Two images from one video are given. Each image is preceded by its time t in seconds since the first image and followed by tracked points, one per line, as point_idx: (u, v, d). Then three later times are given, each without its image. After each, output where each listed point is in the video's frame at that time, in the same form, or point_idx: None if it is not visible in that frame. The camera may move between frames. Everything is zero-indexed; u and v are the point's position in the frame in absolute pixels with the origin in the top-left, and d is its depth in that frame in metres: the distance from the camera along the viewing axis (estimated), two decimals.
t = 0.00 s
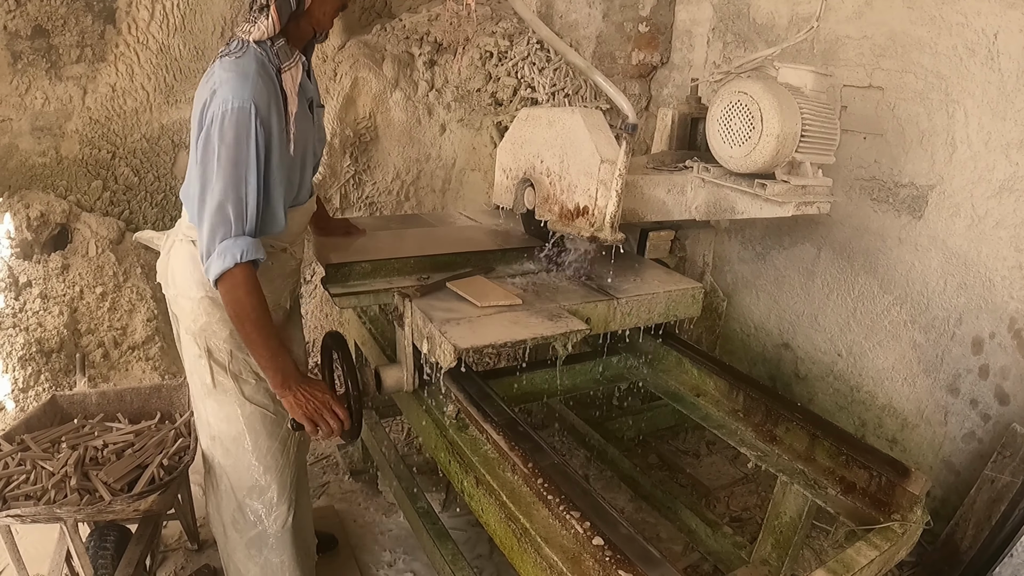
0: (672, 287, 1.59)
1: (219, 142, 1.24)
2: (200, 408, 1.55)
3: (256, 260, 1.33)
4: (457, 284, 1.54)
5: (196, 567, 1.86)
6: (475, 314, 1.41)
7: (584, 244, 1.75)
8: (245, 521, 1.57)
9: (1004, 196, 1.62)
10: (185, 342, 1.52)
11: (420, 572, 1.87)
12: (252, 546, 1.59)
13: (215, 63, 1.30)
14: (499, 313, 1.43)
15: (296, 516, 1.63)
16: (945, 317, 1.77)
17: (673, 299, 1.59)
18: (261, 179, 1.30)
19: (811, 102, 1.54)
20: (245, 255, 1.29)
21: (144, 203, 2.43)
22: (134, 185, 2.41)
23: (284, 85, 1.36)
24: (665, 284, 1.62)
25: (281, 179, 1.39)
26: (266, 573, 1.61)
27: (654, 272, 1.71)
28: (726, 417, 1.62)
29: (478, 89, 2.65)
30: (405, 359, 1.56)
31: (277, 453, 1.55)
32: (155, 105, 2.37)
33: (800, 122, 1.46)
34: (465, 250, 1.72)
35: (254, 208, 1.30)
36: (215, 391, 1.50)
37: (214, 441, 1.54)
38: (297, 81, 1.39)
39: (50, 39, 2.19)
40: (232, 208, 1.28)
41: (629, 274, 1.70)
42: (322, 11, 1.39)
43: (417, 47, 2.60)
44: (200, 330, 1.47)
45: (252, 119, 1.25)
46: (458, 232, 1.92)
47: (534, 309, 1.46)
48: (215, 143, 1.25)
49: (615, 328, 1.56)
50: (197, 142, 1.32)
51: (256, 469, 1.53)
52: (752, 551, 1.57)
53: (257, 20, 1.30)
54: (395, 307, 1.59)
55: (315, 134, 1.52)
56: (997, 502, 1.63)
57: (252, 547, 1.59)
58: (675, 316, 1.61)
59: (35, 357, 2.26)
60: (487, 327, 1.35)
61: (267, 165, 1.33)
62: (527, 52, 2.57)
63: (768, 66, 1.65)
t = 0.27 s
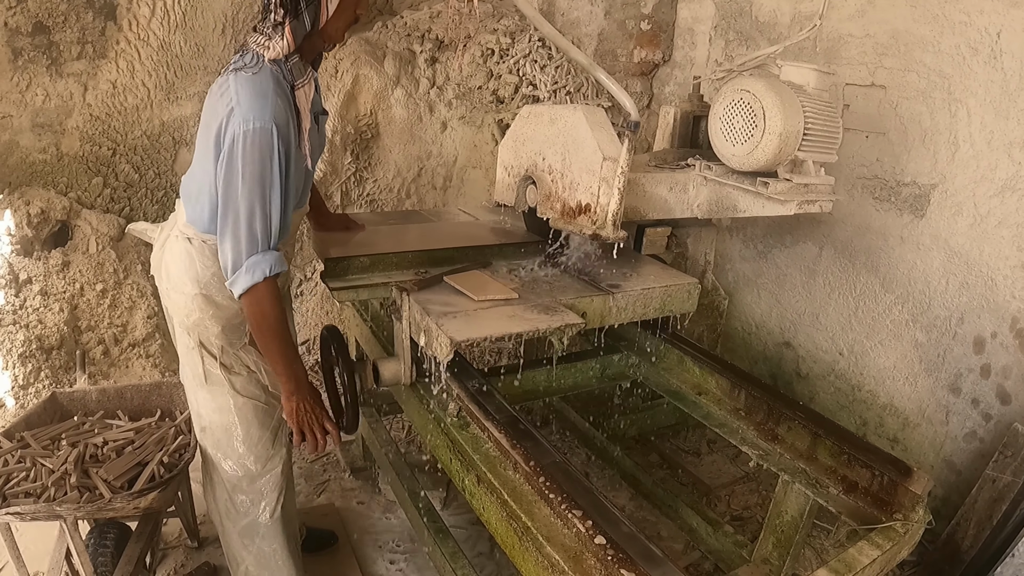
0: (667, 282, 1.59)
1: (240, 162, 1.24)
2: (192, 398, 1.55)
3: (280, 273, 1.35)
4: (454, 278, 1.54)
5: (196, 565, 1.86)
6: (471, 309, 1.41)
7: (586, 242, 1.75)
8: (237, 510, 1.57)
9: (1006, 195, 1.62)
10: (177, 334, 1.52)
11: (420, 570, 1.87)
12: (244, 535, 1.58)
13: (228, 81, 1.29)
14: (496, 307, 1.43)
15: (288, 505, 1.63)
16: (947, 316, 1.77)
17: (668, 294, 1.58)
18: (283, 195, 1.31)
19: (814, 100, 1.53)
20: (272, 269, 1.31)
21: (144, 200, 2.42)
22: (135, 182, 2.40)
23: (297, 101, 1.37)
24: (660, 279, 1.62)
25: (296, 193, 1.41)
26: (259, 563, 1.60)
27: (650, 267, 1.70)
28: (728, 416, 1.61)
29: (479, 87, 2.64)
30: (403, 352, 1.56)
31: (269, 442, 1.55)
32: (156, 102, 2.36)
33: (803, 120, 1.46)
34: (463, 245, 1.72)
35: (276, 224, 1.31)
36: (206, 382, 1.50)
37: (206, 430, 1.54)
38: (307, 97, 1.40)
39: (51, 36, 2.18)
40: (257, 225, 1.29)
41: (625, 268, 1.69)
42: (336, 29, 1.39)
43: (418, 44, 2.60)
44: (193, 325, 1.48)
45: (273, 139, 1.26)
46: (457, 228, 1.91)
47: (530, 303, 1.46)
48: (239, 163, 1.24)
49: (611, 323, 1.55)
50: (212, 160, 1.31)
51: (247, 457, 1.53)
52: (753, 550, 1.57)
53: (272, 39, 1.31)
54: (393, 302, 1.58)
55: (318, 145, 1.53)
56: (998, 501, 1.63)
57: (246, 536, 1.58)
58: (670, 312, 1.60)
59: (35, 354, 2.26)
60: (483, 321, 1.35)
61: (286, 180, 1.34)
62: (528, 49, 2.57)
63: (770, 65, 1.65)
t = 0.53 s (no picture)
0: (660, 278, 1.59)
1: (231, 152, 1.25)
2: (189, 396, 1.55)
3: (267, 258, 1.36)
4: (450, 273, 1.54)
5: (197, 565, 1.86)
6: (466, 303, 1.42)
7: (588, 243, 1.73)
8: (232, 507, 1.58)
9: (1009, 196, 1.62)
10: (173, 332, 1.53)
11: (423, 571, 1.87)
12: (241, 531, 1.59)
13: (223, 72, 1.29)
14: (491, 302, 1.43)
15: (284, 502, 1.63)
16: (949, 317, 1.77)
17: (661, 290, 1.58)
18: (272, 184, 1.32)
19: (817, 100, 1.53)
20: (258, 254, 1.33)
21: (146, 201, 2.43)
22: (137, 183, 2.40)
23: (292, 95, 1.37)
24: (654, 275, 1.62)
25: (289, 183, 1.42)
26: (257, 558, 1.61)
27: (644, 264, 1.71)
28: (730, 416, 1.61)
29: (480, 87, 2.64)
30: (400, 345, 1.60)
31: (261, 441, 1.54)
32: (157, 103, 2.36)
33: (805, 120, 1.46)
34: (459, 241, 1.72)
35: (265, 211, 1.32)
36: (201, 380, 1.51)
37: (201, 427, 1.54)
38: (304, 92, 1.40)
39: (52, 37, 2.18)
40: (245, 211, 1.30)
41: (618, 262, 1.70)
42: (333, 25, 1.38)
43: (419, 44, 2.59)
44: (189, 322, 1.48)
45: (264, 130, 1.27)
46: (455, 225, 1.92)
47: (524, 298, 1.46)
48: (228, 152, 1.25)
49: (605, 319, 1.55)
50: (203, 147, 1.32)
51: (239, 455, 1.52)
52: (756, 551, 1.57)
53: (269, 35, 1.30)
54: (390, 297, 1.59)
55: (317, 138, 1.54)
56: (1001, 502, 1.63)
57: (241, 531, 1.59)
58: (662, 308, 1.60)
59: (37, 354, 2.27)
60: (477, 315, 1.35)
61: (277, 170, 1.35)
62: (529, 50, 2.57)
63: (772, 65, 1.65)
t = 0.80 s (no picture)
0: (657, 280, 1.60)
1: (240, 161, 1.25)
2: (183, 401, 1.56)
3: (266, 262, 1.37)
4: (448, 274, 1.55)
5: (198, 569, 1.86)
6: (464, 304, 1.42)
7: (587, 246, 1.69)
8: (225, 510, 1.58)
9: (1007, 197, 1.62)
10: (166, 336, 1.53)
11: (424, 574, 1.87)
12: (234, 534, 1.60)
13: (234, 79, 1.29)
14: (488, 303, 1.43)
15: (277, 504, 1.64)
16: (949, 318, 1.77)
17: (657, 291, 1.58)
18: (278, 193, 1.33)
19: (815, 103, 1.53)
20: (258, 258, 1.34)
21: (146, 205, 2.42)
22: (136, 187, 2.40)
23: (302, 106, 1.36)
24: (651, 276, 1.62)
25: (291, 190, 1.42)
26: (252, 562, 1.61)
27: (639, 264, 1.72)
28: (730, 419, 1.62)
29: (480, 90, 2.65)
30: (398, 347, 1.62)
31: (254, 446, 1.55)
32: (157, 106, 2.37)
33: (804, 123, 1.46)
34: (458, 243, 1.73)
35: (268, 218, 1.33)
36: (194, 385, 1.51)
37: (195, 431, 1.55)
38: (313, 103, 1.40)
39: (52, 41, 2.18)
40: (249, 218, 1.30)
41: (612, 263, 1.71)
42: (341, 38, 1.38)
43: (419, 48, 2.59)
44: (181, 328, 1.47)
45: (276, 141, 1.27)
46: (452, 226, 1.92)
47: (521, 299, 1.47)
48: (236, 160, 1.25)
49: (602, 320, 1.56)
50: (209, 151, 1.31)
51: (233, 458, 1.54)
52: (755, 553, 1.57)
53: (279, 48, 1.30)
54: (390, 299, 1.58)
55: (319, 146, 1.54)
56: (1001, 503, 1.63)
57: (235, 535, 1.60)
58: (659, 308, 1.60)
59: (37, 358, 2.29)
60: (474, 316, 1.36)
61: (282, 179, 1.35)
62: (528, 53, 2.59)
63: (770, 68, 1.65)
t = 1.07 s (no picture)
0: (668, 287, 1.60)
1: (241, 177, 1.21)
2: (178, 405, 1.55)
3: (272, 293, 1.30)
4: (454, 282, 1.54)
5: (195, 569, 1.86)
6: (471, 314, 1.41)
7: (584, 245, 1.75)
8: (222, 515, 1.59)
9: (1005, 198, 1.62)
10: (162, 339, 1.52)
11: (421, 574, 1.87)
12: (232, 538, 1.61)
13: (229, 96, 1.25)
14: (496, 311, 1.43)
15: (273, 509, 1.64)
16: (946, 319, 1.77)
17: (668, 299, 1.60)
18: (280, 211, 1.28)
19: (813, 104, 1.54)
20: (263, 287, 1.27)
21: (143, 204, 2.42)
22: (134, 186, 2.40)
23: (298, 117, 1.33)
24: (661, 283, 1.63)
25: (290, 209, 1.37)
26: (249, 566, 1.63)
27: (647, 271, 1.72)
28: (727, 419, 1.62)
29: (477, 90, 2.65)
30: (402, 357, 1.58)
31: (248, 451, 1.55)
32: (155, 106, 2.36)
33: (802, 124, 1.46)
34: (463, 250, 1.72)
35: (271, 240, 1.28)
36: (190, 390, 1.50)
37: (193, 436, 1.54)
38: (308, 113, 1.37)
39: (50, 40, 2.18)
40: (252, 241, 1.25)
41: (621, 271, 1.71)
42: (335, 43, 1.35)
43: (417, 48, 2.59)
44: (177, 331, 1.47)
45: (278, 153, 1.24)
46: (454, 232, 1.91)
47: (530, 307, 1.46)
48: (237, 178, 1.21)
49: (611, 328, 1.56)
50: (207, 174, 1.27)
51: (230, 465, 1.53)
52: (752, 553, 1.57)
53: (273, 55, 1.26)
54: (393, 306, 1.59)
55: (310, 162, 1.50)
56: (998, 504, 1.63)
57: (234, 539, 1.60)
58: (670, 316, 1.62)
59: (34, 359, 2.27)
60: (483, 326, 1.35)
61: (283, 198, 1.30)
62: (527, 53, 2.57)
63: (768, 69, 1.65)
